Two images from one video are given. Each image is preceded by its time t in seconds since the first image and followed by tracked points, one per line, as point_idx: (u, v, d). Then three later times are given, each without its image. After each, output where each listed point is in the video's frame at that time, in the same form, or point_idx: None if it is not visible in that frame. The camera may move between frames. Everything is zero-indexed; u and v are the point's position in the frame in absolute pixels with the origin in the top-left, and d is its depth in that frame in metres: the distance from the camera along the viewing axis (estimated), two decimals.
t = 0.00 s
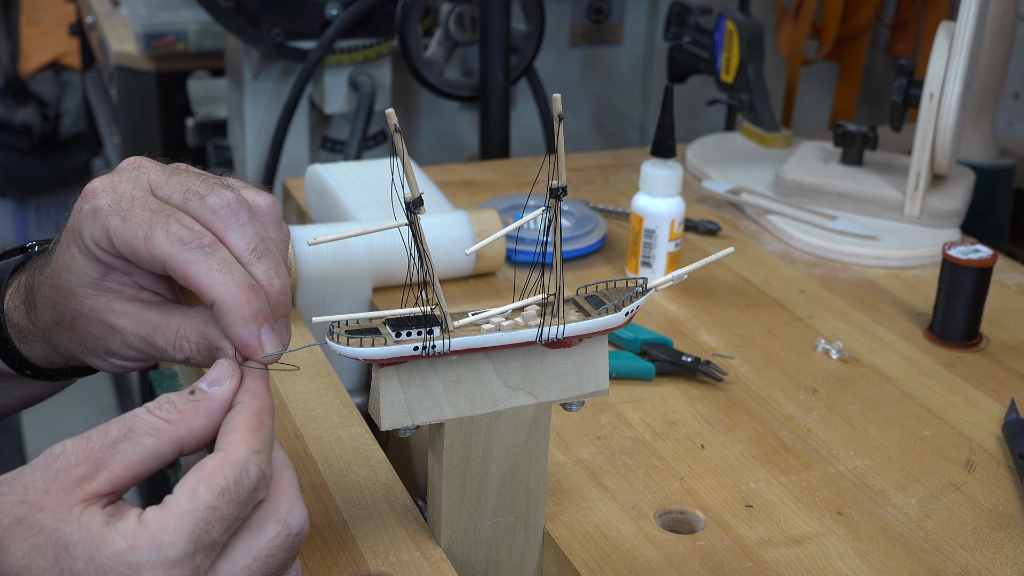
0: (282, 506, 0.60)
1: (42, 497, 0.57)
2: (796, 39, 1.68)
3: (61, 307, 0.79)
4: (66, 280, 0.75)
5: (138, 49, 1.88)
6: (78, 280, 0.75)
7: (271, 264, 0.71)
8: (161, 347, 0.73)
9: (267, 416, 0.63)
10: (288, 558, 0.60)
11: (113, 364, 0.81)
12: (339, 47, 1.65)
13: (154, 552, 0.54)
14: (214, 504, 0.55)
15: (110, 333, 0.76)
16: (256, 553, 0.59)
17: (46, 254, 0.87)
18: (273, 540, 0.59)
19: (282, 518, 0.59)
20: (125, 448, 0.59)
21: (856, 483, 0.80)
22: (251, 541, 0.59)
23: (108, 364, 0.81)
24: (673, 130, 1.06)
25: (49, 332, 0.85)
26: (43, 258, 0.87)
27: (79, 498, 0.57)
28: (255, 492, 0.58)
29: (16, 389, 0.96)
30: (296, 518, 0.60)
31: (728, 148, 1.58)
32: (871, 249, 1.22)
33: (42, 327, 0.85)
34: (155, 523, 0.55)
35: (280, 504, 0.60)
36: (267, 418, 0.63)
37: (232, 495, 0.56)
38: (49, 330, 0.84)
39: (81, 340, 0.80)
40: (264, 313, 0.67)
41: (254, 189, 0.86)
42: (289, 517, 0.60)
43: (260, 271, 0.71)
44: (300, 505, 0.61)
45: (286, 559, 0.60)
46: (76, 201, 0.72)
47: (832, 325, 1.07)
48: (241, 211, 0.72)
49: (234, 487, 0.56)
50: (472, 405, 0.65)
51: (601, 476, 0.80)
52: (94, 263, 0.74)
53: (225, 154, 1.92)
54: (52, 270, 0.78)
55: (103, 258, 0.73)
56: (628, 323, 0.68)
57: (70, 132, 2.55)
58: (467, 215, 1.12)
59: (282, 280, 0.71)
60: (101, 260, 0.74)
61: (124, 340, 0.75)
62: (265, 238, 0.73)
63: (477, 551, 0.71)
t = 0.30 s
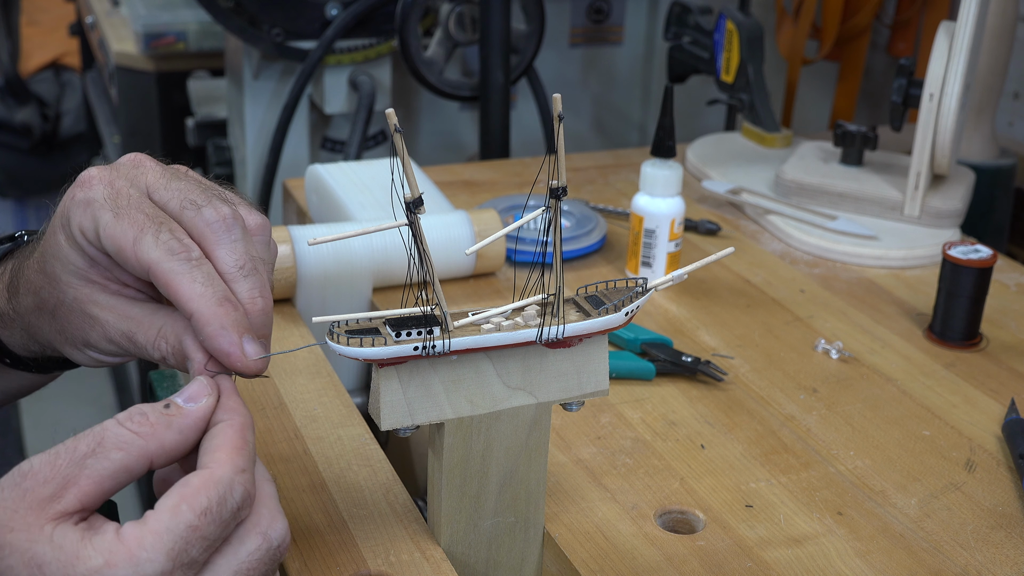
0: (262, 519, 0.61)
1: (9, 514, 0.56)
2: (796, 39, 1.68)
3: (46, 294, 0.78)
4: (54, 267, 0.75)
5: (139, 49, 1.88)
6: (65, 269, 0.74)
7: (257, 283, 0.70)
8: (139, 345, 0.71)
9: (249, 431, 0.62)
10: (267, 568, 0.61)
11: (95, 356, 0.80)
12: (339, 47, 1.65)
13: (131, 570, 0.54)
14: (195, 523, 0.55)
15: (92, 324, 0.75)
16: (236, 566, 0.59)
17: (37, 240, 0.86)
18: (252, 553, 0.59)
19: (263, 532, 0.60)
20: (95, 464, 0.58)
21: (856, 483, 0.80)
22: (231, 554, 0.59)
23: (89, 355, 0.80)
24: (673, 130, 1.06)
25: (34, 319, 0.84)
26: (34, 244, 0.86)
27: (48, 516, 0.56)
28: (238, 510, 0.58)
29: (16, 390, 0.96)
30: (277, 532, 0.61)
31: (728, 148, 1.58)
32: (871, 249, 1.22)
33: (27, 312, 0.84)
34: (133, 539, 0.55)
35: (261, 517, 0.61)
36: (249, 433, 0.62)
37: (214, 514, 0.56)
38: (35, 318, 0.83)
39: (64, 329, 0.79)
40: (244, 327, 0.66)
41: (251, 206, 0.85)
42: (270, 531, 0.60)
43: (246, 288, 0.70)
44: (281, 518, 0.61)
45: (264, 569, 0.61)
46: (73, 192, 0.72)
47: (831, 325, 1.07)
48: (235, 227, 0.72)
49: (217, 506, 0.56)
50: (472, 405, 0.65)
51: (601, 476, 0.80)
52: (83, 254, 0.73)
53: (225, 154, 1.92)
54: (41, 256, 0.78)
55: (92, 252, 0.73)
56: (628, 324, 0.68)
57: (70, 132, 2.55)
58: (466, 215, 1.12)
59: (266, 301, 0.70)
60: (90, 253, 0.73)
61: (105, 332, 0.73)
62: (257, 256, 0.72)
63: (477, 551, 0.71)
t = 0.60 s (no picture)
0: (260, 524, 0.61)
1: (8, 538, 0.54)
2: (796, 39, 1.68)
3: (45, 272, 0.77)
4: (59, 249, 0.75)
5: (138, 49, 1.88)
6: (70, 253, 0.74)
7: (253, 310, 0.70)
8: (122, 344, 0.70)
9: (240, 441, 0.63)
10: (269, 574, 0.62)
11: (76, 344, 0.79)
12: (339, 47, 1.65)
13: None
14: (209, 538, 0.56)
15: (79, 312, 0.74)
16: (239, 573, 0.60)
17: (45, 221, 0.86)
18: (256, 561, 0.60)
19: (263, 536, 0.61)
20: (90, 482, 0.57)
21: (856, 483, 0.80)
22: (234, 562, 0.60)
23: (72, 341, 0.79)
24: (673, 130, 1.06)
25: (25, 298, 0.83)
26: (42, 224, 0.86)
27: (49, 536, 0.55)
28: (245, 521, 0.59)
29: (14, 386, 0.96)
30: (277, 539, 0.61)
31: (728, 148, 1.58)
32: (871, 249, 1.22)
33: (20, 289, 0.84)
34: (150, 552, 0.55)
35: (261, 524, 0.61)
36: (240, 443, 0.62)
37: (225, 528, 0.57)
38: (26, 295, 0.82)
39: (52, 311, 0.78)
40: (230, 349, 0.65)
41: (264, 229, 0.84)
42: (272, 539, 0.61)
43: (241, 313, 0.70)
44: (277, 522, 0.62)
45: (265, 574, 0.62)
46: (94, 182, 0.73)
47: (832, 325, 1.07)
48: (243, 252, 0.72)
49: (228, 518, 0.57)
50: (472, 405, 0.65)
51: (601, 476, 0.80)
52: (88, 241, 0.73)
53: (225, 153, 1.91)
54: (49, 233, 0.78)
55: (98, 242, 0.72)
56: (628, 324, 0.68)
57: (70, 132, 2.55)
58: (466, 215, 1.12)
59: (257, 329, 0.70)
60: (94, 243, 0.73)
61: (92, 323, 0.73)
62: (257, 283, 0.72)
63: (477, 552, 0.71)
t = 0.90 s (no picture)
0: (246, 534, 0.61)
1: None
2: (796, 39, 1.68)
3: (30, 283, 0.77)
4: (46, 260, 0.74)
5: (139, 49, 1.88)
6: (57, 267, 0.73)
7: (251, 322, 0.70)
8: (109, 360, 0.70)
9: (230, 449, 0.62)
10: None
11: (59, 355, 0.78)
12: (339, 47, 1.65)
13: None
14: (180, 535, 0.55)
15: (64, 325, 0.73)
16: None
17: (37, 225, 0.86)
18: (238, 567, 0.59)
19: (248, 546, 0.60)
20: (71, 482, 0.57)
21: (856, 483, 0.80)
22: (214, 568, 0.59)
23: (55, 352, 0.79)
24: (673, 130, 1.06)
25: (11, 305, 0.83)
26: (34, 228, 0.85)
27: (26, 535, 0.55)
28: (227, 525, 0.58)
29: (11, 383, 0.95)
30: (262, 547, 0.61)
31: (728, 148, 1.58)
32: (871, 249, 1.22)
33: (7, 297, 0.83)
34: (117, 549, 0.55)
35: (248, 531, 0.61)
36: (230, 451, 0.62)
37: (200, 527, 0.56)
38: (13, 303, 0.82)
39: (36, 322, 0.78)
40: (227, 367, 0.66)
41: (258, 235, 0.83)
42: (256, 546, 0.60)
43: (240, 325, 0.70)
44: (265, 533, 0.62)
45: None
46: (92, 190, 0.73)
47: (831, 325, 1.07)
48: (239, 262, 0.71)
49: (203, 518, 0.56)
50: (472, 405, 0.65)
51: (601, 476, 0.80)
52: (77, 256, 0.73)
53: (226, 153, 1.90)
54: (38, 245, 0.77)
55: (89, 255, 0.72)
56: (628, 323, 0.68)
57: (70, 132, 2.55)
58: (466, 215, 1.12)
59: (255, 342, 0.70)
60: (85, 256, 0.72)
61: (76, 338, 0.72)
62: (254, 293, 0.72)
63: (477, 552, 0.71)
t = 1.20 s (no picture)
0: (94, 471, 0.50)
1: None
2: (796, 39, 1.68)
3: (69, 253, 0.77)
4: (113, 240, 0.79)
5: (139, 49, 1.88)
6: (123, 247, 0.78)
7: (273, 376, 0.76)
8: (125, 318, 0.67)
9: (112, 394, 0.52)
10: (84, 527, 0.50)
11: (45, 323, 0.73)
12: (339, 47, 1.65)
13: None
14: None
15: (84, 286, 0.71)
16: (48, 516, 0.50)
17: (79, 234, 0.90)
18: (68, 504, 0.50)
19: (88, 481, 0.50)
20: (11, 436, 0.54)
21: (856, 483, 0.80)
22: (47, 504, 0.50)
23: (42, 321, 0.74)
24: (672, 130, 1.06)
25: (14, 288, 0.79)
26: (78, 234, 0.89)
27: None
28: (43, 454, 0.49)
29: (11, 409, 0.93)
30: (103, 484, 0.50)
31: (728, 148, 1.58)
32: (871, 249, 1.22)
33: (10, 285, 0.80)
34: None
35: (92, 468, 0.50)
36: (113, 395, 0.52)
37: None
38: (17, 285, 0.79)
39: (39, 289, 0.74)
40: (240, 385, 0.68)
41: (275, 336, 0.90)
42: (92, 482, 0.50)
43: (267, 373, 0.75)
44: (121, 472, 0.50)
45: (83, 529, 0.50)
46: (193, 209, 0.85)
47: (831, 325, 1.07)
48: (295, 323, 0.79)
49: None
50: (472, 405, 0.65)
51: (601, 476, 0.80)
52: (152, 243, 0.79)
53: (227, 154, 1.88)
54: (99, 233, 0.82)
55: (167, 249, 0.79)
56: (628, 323, 0.68)
57: (70, 132, 2.55)
58: (466, 215, 1.12)
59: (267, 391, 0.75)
60: (160, 248, 0.79)
61: (94, 295, 0.69)
62: (288, 358, 0.78)
63: (477, 552, 0.71)
